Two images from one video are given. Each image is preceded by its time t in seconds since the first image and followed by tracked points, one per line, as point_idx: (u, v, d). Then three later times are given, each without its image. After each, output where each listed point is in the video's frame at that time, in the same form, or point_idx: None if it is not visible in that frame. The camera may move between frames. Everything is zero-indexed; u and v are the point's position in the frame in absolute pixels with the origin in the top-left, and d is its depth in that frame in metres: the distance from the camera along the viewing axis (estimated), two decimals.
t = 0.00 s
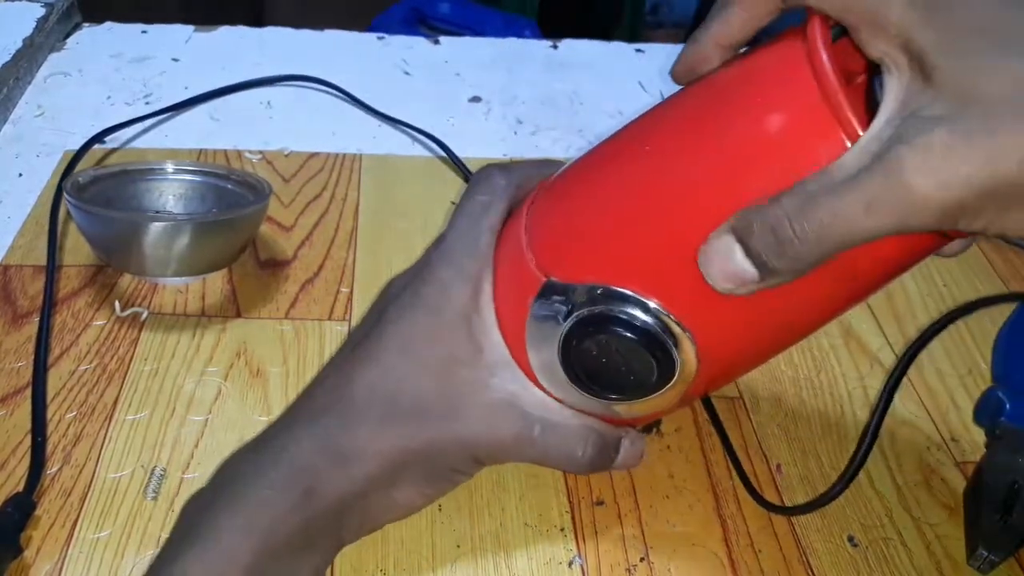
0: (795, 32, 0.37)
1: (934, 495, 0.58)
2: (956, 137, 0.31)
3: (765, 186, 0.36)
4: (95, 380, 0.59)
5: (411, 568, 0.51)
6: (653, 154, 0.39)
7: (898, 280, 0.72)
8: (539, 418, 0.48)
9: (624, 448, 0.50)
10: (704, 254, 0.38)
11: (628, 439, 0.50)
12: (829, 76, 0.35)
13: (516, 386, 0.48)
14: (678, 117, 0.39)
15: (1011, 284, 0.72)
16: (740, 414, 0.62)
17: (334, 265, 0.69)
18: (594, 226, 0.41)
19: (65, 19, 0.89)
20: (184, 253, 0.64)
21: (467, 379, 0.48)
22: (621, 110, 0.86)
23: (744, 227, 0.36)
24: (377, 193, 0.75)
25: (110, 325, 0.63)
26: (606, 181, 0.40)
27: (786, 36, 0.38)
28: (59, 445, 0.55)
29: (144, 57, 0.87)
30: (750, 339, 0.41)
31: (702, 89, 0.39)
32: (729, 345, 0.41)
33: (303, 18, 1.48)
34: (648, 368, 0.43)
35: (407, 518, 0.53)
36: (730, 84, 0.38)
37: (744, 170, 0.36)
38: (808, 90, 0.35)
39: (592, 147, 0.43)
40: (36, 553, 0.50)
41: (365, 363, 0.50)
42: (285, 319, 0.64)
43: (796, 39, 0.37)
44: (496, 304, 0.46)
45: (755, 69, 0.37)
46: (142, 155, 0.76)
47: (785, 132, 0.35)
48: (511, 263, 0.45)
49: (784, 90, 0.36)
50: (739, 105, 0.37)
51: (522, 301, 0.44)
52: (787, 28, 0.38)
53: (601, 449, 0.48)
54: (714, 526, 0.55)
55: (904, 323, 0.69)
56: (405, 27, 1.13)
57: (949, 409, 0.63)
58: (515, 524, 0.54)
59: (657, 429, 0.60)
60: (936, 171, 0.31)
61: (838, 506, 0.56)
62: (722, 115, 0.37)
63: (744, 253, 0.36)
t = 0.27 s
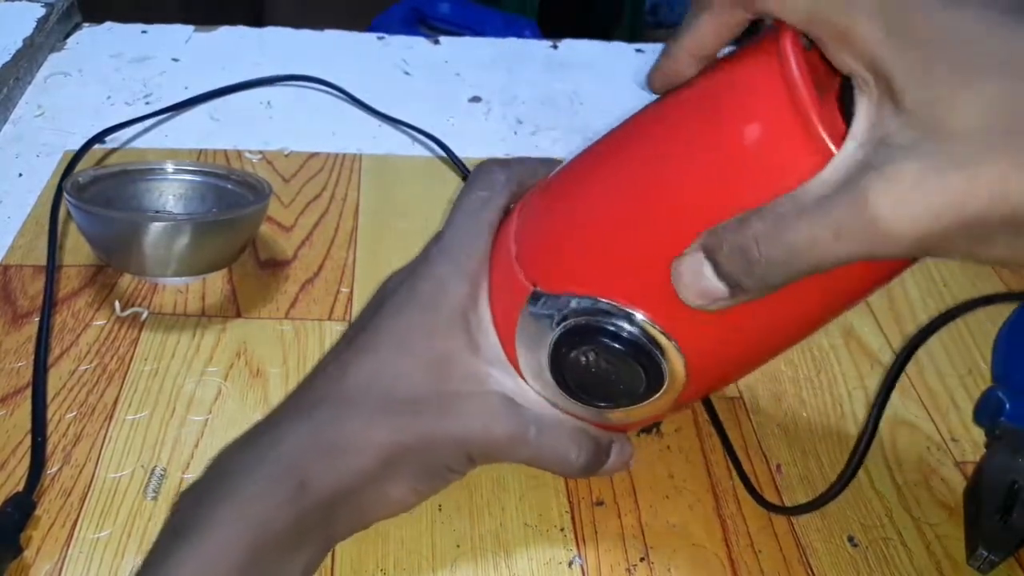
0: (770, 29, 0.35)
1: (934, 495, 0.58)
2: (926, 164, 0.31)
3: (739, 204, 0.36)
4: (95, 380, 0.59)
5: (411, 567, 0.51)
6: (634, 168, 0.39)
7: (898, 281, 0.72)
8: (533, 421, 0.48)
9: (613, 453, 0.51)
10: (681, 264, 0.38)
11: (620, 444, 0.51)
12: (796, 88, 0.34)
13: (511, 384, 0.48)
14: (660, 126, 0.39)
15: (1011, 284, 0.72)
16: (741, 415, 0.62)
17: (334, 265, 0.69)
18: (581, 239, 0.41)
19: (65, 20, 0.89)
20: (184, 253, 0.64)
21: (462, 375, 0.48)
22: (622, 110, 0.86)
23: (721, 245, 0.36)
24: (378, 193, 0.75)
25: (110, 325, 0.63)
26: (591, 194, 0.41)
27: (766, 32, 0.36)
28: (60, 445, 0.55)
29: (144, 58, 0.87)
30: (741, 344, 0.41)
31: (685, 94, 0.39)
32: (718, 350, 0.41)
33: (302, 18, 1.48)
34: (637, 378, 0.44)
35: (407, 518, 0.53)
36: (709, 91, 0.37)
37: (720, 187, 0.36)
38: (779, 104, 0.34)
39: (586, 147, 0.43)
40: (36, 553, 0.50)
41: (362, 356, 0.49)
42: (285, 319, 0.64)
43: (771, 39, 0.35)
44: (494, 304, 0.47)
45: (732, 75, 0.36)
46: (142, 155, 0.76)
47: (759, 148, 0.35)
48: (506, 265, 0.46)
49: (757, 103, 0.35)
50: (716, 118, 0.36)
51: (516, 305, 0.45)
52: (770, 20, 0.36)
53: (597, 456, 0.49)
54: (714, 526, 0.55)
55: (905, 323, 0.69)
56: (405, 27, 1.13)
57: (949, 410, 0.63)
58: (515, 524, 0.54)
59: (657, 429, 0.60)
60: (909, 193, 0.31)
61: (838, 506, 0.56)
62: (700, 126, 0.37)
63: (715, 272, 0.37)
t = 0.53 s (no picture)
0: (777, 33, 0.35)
1: (934, 495, 0.58)
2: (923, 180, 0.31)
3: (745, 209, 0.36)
4: (95, 380, 0.59)
5: (411, 567, 0.51)
6: (638, 171, 0.39)
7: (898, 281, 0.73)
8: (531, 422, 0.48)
9: (609, 458, 0.52)
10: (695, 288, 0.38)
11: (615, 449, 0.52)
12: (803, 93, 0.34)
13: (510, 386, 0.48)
14: (666, 130, 0.39)
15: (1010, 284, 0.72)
16: (741, 415, 0.62)
17: (334, 265, 0.69)
18: (584, 242, 0.41)
19: (65, 20, 0.89)
20: (184, 253, 0.64)
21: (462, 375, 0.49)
22: (621, 110, 0.86)
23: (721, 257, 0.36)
24: (378, 193, 0.75)
25: (110, 325, 0.63)
26: (595, 196, 0.41)
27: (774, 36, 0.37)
28: (59, 445, 0.55)
29: (144, 58, 0.87)
30: (744, 349, 0.41)
31: (691, 97, 0.39)
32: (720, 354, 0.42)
33: (302, 18, 1.48)
34: (641, 383, 0.44)
35: (407, 518, 0.53)
36: (715, 94, 0.37)
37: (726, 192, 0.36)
38: (787, 109, 0.34)
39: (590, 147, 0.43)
40: (36, 553, 0.50)
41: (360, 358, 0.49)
42: (284, 319, 0.64)
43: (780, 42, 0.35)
44: (499, 303, 0.47)
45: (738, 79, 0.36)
46: (142, 155, 0.76)
47: (766, 154, 0.35)
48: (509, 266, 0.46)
49: (764, 108, 0.35)
50: (723, 122, 0.36)
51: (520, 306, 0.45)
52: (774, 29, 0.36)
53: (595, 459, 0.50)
54: (714, 526, 0.55)
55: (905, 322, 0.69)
56: (405, 27, 1.13)
57: (949, 409, 0.63)
58: (515, 524, 0.54)
59: (657, 429, 0.60)
60: (911, 196, 0.31)
61: (838, 506, 0.56)
62: (706, 131, 0.37)
63: (738, 293, 0.37)
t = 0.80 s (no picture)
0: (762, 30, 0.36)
1: (934, 495, 0.58)
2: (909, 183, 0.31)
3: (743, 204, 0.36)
4: (96, 380, 0.59)
5: (411, 567, 0.51)
6: (632, 170, 0.40)
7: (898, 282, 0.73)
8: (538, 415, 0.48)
9: (621, 447, 0.50)
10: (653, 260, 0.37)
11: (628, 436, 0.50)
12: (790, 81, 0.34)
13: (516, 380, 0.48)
14: (658, 129, 0.39)
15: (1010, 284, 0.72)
16: (741, 415, 0.62)
17: (334, 265, 0.69)
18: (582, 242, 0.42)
19: (65, 20, 0.89)
20: (184, 253, 0.64)
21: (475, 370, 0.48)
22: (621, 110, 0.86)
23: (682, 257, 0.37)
24: (378, 193, 0.75)
25: (110, 325, 0.63)
26: (591, 198, 0.41)
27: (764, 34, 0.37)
28: (59, 445, 0.55)
29: (144, 58, 0.87)
30: (741, 343, 0.41)
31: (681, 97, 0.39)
32: (718, 350, 0.42)
33: (301, 18, 1.48)
34: (637, 379, 0.44)
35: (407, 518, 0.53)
36: (705, 92, 0.38)
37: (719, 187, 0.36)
38: (773, 102, 0.35)
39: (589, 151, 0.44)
40: (36, 553, 0.50)
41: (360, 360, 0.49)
42: (284, 319, 0.64)
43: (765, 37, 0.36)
44: (504, 303, 0.47)
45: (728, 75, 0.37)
46: (142, 155, 0.76)
47: (753, 147, 0.35)
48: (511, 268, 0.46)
49: (752, 100, 0.35)
50: (708, 115, 0.37)
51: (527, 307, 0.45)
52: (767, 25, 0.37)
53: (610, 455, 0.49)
54: (713, 526, 0.55)
55: (905, 322, 0.69)
56: (405, 28, 1.13)
57: (949, 409, 0.63)
58: (515, 524, 0.53)
59: (657, 429, 0.60)
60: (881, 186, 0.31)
61: (838, 506, 0.56)
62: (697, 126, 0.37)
63: (683, 276, 0.38)
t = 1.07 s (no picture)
0: (749, 35, 0.34)
1: (934, 495, 0.58)
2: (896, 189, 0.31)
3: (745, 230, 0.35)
4: (96, 380, 0.59)
5: (411, 567, 0.51)
6: (626, 197, 0.38)
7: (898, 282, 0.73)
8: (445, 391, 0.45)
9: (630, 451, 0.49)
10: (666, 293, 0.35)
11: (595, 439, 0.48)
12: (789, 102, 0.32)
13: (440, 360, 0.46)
14: (640, 135, 0.38)
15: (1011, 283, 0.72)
16: (741, 415, 0.62)
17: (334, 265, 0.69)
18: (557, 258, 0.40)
19: (65, 20, 0.89)
20: (184, 253, 0.64)
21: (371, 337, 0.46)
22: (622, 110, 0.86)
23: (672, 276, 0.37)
24: (378, 193, 0.75)
25: (110, 325, 0.63)
26: (563, 199, 0.40)
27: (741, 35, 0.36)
28: (59, 445, 0.55)
29: (144, 58, 0.87)
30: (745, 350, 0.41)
31: (664, 100, 0.37)
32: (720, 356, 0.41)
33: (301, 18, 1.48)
34: (654, 402, 0.44)
35: (407, 519, 0.53)
36: (690, 112, 0.36)
37: (713, 212, 0.35)
38: (769, 123, 0.33)
39: (561, 153, 0.43)
40: (36, 553, 0.50)
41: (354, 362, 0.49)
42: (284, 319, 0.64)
43: (753, 43, 0.34)
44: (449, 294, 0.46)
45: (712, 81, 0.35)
46: (141, 155, 0.76)
47: (756, 174, 0.33)
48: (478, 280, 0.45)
49: (749, 120, 0.33)
50: (698, 138, 0.35)
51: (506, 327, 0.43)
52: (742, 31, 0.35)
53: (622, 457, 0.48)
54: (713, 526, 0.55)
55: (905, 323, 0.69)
56: (405, 28, 1.13)
57: (950, 409, 0.63)
58: (515, 525, 0.53)
59: (657, 429, 0.60)
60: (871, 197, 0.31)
61: (838, 506, 0.56)
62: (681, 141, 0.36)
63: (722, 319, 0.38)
